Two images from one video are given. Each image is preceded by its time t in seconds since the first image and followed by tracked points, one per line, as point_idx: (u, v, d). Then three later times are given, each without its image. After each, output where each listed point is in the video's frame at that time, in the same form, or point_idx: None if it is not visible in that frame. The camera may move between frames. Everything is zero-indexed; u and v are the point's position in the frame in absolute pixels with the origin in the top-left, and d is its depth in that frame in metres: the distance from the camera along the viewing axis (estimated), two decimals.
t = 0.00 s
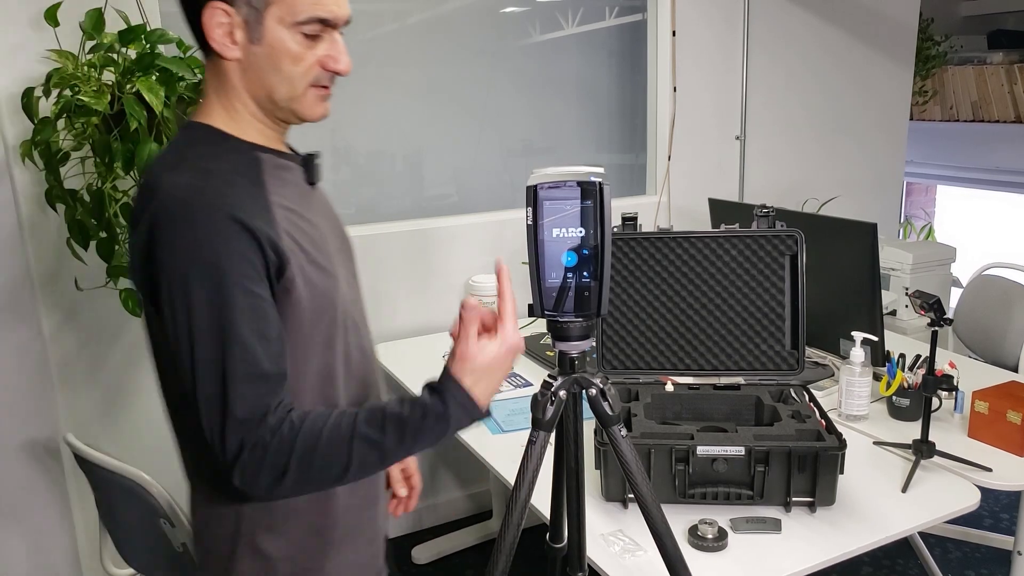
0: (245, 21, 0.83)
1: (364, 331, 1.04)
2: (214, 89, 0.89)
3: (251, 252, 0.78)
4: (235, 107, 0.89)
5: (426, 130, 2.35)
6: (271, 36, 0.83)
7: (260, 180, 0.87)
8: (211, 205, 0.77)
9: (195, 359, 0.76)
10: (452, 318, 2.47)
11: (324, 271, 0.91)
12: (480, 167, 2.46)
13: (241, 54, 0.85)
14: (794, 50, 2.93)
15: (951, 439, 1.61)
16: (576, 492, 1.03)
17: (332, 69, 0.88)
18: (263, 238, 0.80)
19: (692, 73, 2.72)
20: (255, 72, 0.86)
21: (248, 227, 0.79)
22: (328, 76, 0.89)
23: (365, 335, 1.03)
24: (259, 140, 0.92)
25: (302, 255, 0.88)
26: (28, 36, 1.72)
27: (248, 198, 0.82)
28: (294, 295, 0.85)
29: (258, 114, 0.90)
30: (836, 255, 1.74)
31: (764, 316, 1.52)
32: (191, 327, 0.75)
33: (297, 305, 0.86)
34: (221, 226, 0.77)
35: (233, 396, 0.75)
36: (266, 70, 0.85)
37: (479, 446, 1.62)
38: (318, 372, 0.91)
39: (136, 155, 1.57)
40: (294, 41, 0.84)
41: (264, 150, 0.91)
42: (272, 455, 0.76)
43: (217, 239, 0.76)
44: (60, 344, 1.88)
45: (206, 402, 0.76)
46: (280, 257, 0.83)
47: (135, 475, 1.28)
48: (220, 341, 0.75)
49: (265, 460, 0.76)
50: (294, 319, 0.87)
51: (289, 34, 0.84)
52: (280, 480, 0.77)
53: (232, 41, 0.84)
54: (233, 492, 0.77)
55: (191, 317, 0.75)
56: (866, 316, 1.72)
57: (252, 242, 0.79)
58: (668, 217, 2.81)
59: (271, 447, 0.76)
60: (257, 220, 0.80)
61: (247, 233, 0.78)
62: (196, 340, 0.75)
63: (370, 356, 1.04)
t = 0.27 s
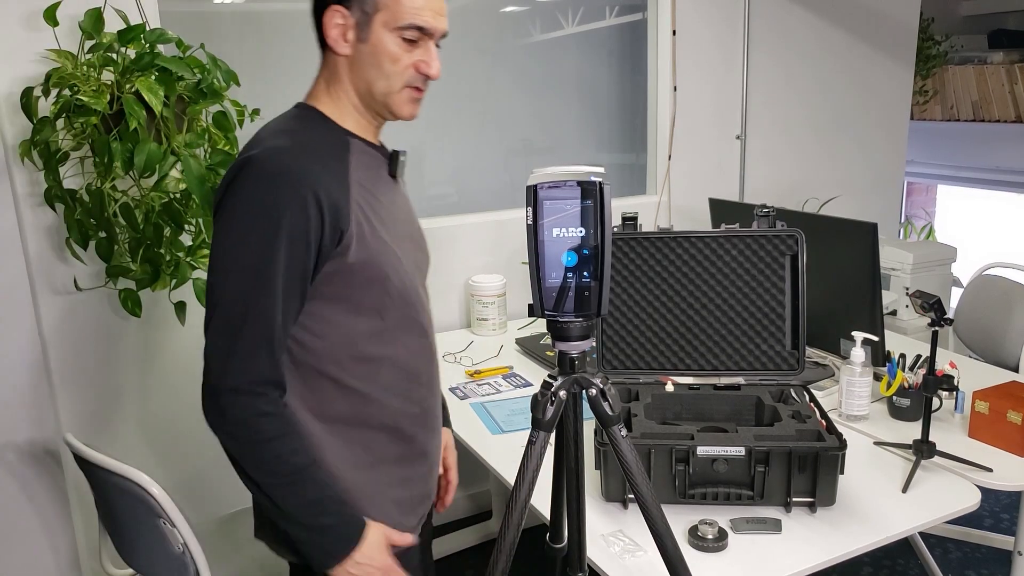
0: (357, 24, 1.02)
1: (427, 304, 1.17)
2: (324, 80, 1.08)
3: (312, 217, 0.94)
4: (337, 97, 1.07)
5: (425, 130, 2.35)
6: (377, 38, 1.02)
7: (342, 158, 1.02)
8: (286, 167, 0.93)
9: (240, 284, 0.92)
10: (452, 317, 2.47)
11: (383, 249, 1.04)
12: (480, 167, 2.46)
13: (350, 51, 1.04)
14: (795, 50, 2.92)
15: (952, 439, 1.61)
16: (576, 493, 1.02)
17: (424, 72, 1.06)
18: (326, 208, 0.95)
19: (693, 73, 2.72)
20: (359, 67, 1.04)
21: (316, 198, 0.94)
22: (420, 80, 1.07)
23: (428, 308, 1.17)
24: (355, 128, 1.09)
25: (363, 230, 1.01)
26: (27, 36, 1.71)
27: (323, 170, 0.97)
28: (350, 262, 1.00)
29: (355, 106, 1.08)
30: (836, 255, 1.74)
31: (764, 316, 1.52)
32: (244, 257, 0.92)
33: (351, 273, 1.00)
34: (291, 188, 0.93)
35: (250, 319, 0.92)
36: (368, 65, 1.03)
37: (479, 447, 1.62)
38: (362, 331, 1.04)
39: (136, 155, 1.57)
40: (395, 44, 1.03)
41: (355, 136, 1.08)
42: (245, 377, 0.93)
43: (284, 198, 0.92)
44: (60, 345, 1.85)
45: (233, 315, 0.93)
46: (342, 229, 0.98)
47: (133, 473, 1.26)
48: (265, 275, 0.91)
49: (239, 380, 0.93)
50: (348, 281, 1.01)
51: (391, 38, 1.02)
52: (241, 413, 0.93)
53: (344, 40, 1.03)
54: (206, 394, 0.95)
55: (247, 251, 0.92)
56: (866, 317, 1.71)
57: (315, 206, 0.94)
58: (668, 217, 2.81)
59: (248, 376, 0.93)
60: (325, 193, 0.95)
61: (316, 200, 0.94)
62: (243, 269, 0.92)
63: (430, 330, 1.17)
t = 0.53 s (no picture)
0: (387, 22, 1.11)
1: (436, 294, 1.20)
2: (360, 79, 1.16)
3: (306, 186, 1.00)
4: (370, 94, 1.15)
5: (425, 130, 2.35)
6: (404, 34, 1.10)
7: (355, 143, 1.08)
8: (287, 137, 1.01)
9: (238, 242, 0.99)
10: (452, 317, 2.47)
11: (381, 229, 1.08)
12: (480, 167, 2.47)
13: (381, 48, 1.13)
14: (794, 50, 2.93)
15: (951, 439, 1.61)
16: (576, 492, 1.02)
17: (448, 69, 1.12)
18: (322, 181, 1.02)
19: (693, 73, 2.73)
20: (388, 63, 1.12)
21: (313, 171, 1.01)
22: (445, 78, 1.13)
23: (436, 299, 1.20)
24: (385, 124, 1.15)
25: (359, 208, 1.06)
26: (27, 36, 1.72)
27: (327, 145, 1.04)
28: (343, 236, 1.04)
29: (386, 102, 1.14)
30: (836, 255, 1.74)
31: (764, 316, 1.52)
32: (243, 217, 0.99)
33: (346, 249, 1.05)
34: (291, 157, 1.00)
35: (241, 274, 0.98)
36: (396, 60, 1.11)
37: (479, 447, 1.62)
38: (358, 308, 1.08)
39: (136, 155, 1.57)
40: (421, 41, 1.10)
41: (382, 129, 1.13)
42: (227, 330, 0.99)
43: (282, 166, 0.99)
44: (60, 344, 1.87)
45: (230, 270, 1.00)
46: (337, 203, 1.03)
47: (132, 471, 1.26)
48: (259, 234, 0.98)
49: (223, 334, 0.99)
50: (344, 255, 1.05)
51: (418, 34, 1.10)
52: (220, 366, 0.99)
53: (377, 38, 1.12)
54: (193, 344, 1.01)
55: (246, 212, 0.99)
56: (866, 317, 1.72)
57: (310, 176, 1.00)
58: (667, 217, 2.81)
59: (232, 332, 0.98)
60: (323, 166, 1.02)
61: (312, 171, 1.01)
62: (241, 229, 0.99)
63: (435, 319, 1.19)
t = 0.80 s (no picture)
0: (373, 15, 1.11)
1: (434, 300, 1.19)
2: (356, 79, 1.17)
3: (290, 191, 1.01)
4: (363, 91, 1.15)
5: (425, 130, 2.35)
6: (388, 24, 1.09)
7: (348, 146, 1.09)
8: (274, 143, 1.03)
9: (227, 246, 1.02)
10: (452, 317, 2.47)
11: (371, 233, 1.08)
12: (480, 167, 2.47)
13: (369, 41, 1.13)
14: (794, 50, 2.93)
15: (951, 439, 1.61)
16: (576, 492, 1.02)
17: (435, 53, 1.10)
18: (307, 185, 1.03)
19: (693, 73, 2.72)
20: (375, 55, 1.12)
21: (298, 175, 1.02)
22: (433, 63, 1.11)
23: (434, 304, 1.19)
24: (379, 120, 1.15)
25: (345, 214, 1.06)
26: (27, 36, 1.72)
27: (314, 150, 1.05)
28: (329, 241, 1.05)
29: (377, 97, 1.14)
30: (836, 255, 1.74)
31: (764, 316, 1.52)
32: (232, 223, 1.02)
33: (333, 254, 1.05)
34: (277, 162, 1.02)
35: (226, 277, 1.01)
36: (382, 52, 1.11)
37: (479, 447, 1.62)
38: (348, 313, 1.08)
39: (136, 155, 1.57)
40: (405, 28, 1.09)
41: (374, 126, 1.13)
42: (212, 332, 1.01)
43: (268, 171, 1.01)
44: (60, 344, 1.86)
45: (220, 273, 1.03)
46: (322, 207, 1.04)
47: (132, 471, 1.26)
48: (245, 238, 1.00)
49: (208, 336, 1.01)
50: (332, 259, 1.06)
51: (402, 22, 1.09)
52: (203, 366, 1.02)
53: (365, 32, 1.13)
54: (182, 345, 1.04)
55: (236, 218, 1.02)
56: (866, 317, 1.72)
57: (295, 179, 1.02)
58: (667, 217, 2.81)
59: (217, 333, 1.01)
60: (308, 170, 1.03)
61: (296, 175, 1.02)
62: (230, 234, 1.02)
63: (431, 325, 1.18)
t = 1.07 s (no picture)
0: (343, 16, 1.01)
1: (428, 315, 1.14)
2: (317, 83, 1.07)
3: (268, 222, 0.92)
4: (332, 99, 1.06)
5: (425, 130, 2.35)
6: (364, 28, 1.00)
7: (321, 162, 1.01)
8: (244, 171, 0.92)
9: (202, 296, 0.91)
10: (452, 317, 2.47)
11: (361, 255, 1.01)
12: (480, 167, 2.47)
13: (339, 46, 1.03)
14: (794, 50, 2.93)
15: (951, 439, 1.61)
16: (576, 493, 1.02)
17: (417, 59, 1.03)
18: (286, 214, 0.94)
19: (693, 73, 2.72)
20: (348, 62, 1.02)
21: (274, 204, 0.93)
22: (414, 68, 1.04)
23: (427, 321, 1.13)
24: (353, 130, 1.07)
25: (333, 239, 0.99)
26: (27, 36, 1.72)
27: (290, 175, 0.96)
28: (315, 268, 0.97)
29: (351, 106, 1.06)
30: (836, 256, 1.74)
31: (764, 316, 1.52)
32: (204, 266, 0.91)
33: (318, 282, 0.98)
34: (249, 194, 0.91)
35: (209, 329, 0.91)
36: (357, 58, 1.01)
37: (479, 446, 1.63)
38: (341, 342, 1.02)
39: (136, 155, 1.58)
40: (385, 33, 1.01)
41: (350, 138, 1.06)
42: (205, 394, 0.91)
43: (242, 205, 0.91)
44: (60, 345, 1.86)
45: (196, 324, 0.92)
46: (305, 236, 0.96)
47: (132, 471, 1.26)
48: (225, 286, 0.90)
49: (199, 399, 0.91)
50: (321, 285, 0.99)
51: (380, 25, 1.00)
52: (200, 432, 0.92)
53: (332, 34, 1.02)
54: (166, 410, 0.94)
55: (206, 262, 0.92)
56: (866, 317, 1.72)
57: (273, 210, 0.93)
58: (668, 217, 2.81)
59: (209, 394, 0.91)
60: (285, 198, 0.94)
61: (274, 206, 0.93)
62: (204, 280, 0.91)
63: (426, 342, 1.13)
